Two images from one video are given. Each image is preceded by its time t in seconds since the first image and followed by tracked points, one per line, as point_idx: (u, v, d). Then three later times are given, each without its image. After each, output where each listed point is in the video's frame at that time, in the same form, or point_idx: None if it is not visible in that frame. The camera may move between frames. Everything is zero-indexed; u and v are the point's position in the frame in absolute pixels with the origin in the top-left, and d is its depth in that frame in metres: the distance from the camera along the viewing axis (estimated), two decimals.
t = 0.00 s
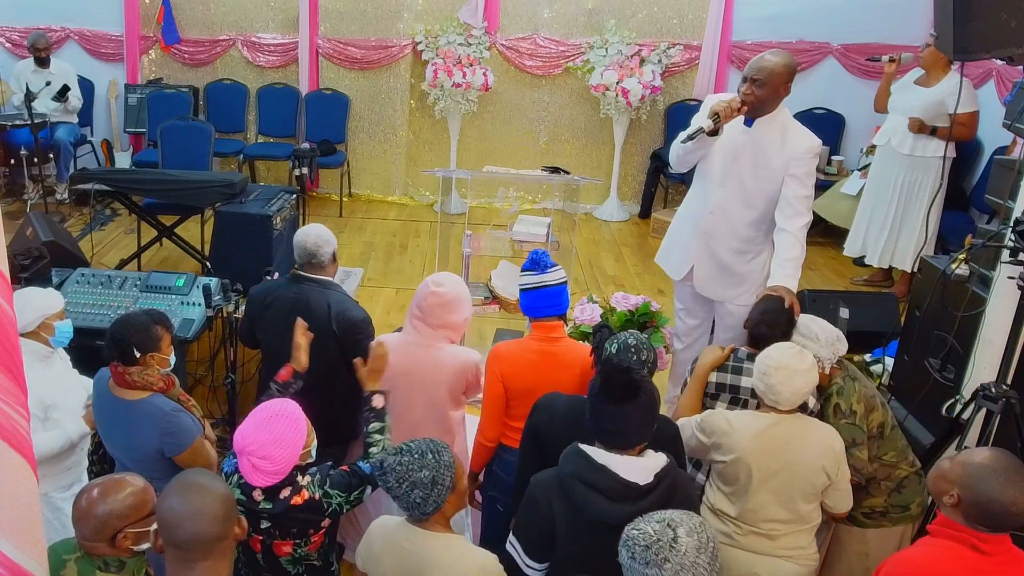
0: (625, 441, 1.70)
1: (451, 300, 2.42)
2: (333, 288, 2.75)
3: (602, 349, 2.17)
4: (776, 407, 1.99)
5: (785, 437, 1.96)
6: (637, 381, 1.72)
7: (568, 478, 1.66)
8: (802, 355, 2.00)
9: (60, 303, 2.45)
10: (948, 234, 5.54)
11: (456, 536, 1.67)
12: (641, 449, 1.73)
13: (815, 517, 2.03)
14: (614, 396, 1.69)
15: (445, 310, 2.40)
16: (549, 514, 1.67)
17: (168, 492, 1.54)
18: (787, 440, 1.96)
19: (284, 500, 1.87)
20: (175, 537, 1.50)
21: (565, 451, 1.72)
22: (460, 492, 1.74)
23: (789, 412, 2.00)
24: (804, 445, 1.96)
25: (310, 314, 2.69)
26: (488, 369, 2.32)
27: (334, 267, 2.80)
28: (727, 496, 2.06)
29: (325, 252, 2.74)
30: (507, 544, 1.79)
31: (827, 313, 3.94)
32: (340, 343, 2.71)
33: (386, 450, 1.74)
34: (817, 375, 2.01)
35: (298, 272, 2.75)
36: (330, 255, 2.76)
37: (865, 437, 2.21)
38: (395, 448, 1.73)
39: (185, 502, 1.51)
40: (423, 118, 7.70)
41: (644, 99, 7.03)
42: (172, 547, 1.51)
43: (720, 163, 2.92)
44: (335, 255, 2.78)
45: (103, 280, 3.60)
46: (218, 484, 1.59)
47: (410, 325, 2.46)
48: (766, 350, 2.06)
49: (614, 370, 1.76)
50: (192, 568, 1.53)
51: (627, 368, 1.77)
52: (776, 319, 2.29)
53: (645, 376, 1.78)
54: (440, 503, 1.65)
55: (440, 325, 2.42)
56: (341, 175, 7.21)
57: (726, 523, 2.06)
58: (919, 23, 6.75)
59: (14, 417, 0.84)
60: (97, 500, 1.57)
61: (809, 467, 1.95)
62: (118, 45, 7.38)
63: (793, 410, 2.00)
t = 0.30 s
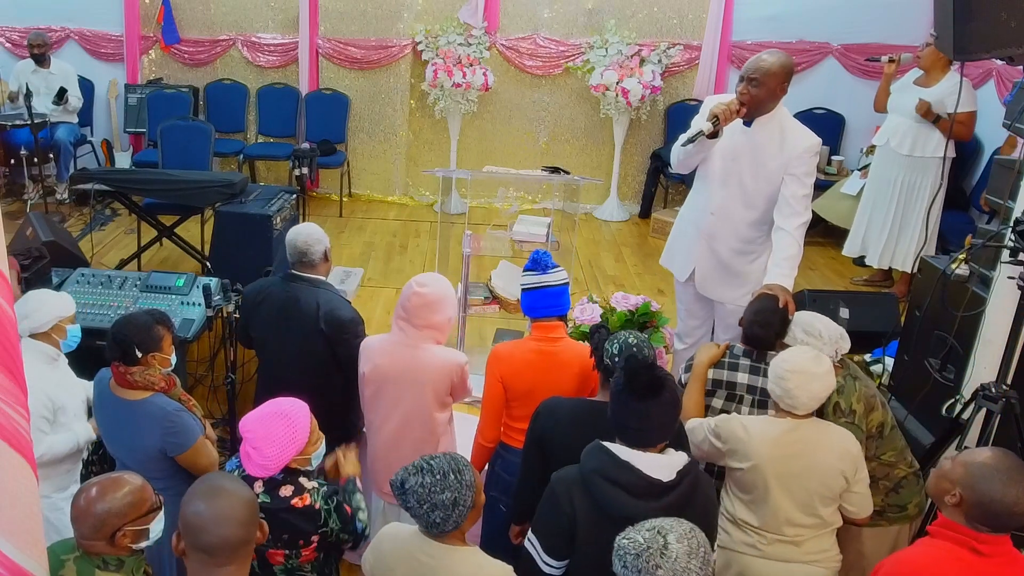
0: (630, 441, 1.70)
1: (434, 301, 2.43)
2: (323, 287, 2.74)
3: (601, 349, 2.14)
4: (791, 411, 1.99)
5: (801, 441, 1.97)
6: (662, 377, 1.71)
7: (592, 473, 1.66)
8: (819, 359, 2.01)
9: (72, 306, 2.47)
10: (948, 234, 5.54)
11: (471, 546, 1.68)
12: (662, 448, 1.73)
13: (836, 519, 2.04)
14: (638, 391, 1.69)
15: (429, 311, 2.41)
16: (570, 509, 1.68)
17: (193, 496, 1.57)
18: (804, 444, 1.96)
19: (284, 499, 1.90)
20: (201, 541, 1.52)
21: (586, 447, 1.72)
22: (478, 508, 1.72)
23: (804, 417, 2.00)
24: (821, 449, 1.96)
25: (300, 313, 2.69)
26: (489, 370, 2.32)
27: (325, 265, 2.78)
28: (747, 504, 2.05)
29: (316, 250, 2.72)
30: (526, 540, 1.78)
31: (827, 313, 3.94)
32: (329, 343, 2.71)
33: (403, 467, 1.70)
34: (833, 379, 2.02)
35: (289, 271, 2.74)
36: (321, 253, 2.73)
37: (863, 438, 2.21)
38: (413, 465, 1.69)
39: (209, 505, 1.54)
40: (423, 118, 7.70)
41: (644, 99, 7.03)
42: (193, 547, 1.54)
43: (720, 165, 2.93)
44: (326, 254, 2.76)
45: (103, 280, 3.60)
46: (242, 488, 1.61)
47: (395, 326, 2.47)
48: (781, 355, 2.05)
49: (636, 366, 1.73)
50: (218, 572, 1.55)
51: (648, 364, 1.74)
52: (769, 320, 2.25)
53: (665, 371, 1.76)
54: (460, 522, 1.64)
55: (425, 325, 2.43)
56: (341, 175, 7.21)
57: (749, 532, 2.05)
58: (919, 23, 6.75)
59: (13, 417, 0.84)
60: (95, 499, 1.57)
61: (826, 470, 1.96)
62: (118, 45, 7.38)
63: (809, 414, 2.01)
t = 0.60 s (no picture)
0: (634, 441, 1.70)
1: (431, 299, 2.43)
2: (314, 285, 2.73)
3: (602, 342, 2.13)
4: (805, 419, 1.99)
5: (818, 448, 1.97)
6: (673, 381, 1.72)
7: (603, 473, 1.66)
8: (833, 365, 2.00)
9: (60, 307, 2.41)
10: (948, 234, 5.54)
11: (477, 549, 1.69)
12: (673, 449, 1.73)
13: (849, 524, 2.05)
14: (649, 393, 1.69)
15: (425, 308, 2.42)
16: (580, 511, 1.68)
17: (200, 493, 1.57)
18: (819, 450, 1.96)
19: (287, 495, 1.91)
20: (209, 537, 1.53)
21: (596, 447, 1.73)
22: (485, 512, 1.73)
23: (818, 423, 2.00)
24: (837, 455, 1.97)
25: (289, 310, 2.70)
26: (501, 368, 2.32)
27: (316, 264, 2.77)
28: (761, 513, 2.04)
29: (306, 248, 2.70)
30: (531, 538, 1.78)
31: (827, 313, 3.94)
32: (317, 339, 2.71)
33: (409, 483, 1.67)
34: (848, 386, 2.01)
35: (281, 270, 2.73)
36: (311, 251, 2.71)
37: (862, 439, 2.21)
38: (421, 480, 1.67)
39: (214, 502, 1.55)
40: (423, 118, 7.70)
41: (644, 99, 7.02)
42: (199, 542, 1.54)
43: (725, 162, 2.93)
44: (316, 252, 2.74)
45: (103, 280, 3.60)
46: (249, 484, 1.61)
47: (393, 324, 2.47)
48: (795, 360, 2.05)
49: (647, 367, 1.73)
50: (224, 567, 1.55)
51: (661, 366, 1.74)
52: (766, 317, 2.27)
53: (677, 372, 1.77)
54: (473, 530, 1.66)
55: (422, 324, 2.43)
56: (341, 175, 7.21)
57: (765, 543, 2.04)
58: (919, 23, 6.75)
59: (14, 417, 0.84)
60: (94, 498, 1.57)
61: (842, 477, 1.96)
62: (118, 45, 7.38)
63: (822, 420, 2.00)
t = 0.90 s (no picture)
0: (626, 441, 1.70)
1: (442, 300, 2.41)
2: (306, 283, 2.73)
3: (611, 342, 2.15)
4: (807, 420, 1.99)
5: (821, 449, 1.97)
6: (666, 382, 1.71)
7: (595, 474, 1.65)
8: (836, 368, 2.01)
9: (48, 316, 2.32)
10: (948, 234, 5.54)
11: (468, 545, 1.69)
12: (664, 448, 1.73)
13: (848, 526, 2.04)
14: (642, 393, 1.68)
15: (436, 310, 2.41)
16: (571, 511, 1.68)
17: (188, 491, 1.57)
18: (821, 452, 1.96)
19: (278, 487, 1.93)
20: (196, 534, 1.52)
21: (585, 448, 1.72)
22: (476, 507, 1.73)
23: (819, 424, 2.00)
24: (838, 457, 1.96)
25: (280, 309, 2.69)
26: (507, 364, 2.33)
27: (309, 263, 2.77)
28: (761, 514, 2.04)
29: (299, 247, 2.71)
30: (523, 539, 1.79)
31: (828, 313, 3.94)
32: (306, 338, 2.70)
33: (400, 481, 1.67)
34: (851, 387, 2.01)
35: (275, 269, 2.74)
36: (304, 250, 2.72)
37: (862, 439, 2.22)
38: (411, 477, 1.67)
39: (203, 499, 1.55)
40: (423, 118, 7.70)
41: (644, 99, 7.03)
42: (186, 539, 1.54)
43: (723, 168, 2.91)
44: (310, 250, 2.74)
45: (103, 280, 3.60)
46: (237, 482, 1.62)
47: (404, 325, 2.47)
48: (797, 361, 2.04)
49: (641, 371, 1.72)
50: (211, 565, 1.55)
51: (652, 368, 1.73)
52: (766, 317, 2.27)
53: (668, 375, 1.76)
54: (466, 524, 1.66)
55: (433, 325, 2.42)
56: (341, 175, 7.21)
57: (765, 545, 2.04)
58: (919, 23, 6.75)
59: (14, 417, 0.84)
60: (96, 496, 1.58)
61: (843, 478, 1.96)
62: (118, 45, 7.38)
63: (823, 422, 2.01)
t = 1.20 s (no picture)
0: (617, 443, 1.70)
1: (460, 304, 2.40)
2: (301, 282, 2.73)
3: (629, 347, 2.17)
4: (794, 414, 1.99)
5: (808, 442, 1.97)
6: (633, 391, 1.71)
7: (564, 479, 1.66)
8: (824, 363, 2.01)
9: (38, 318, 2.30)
10: (948, 234, 5.53)
11: (451, 536, 1.70)
12: (636, 453, 1.72)
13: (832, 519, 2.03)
14: (610, 404, 1.68)
15: (454, 314, 2.40)
16: (543, 516, 1.69)
17: (169, 486, 1.57)
18: (809, 446, 1.96)
19: (250, 479, 1.95)
20: (174, 529, 1.52)
21: (559, 452, 1.73)
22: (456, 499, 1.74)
23: (807, 418, 2.00)
24: (826, 451, 1.96)
25: (274, 307, 2.69)
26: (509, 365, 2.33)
27: (305, 262, 2.77)
28: (747, 506, 2.04)
29: (295, 246, 2.71)
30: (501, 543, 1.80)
31: (828, 313, 3.94)
32: (300, 337, 2.70)
33: (379, 476, 1.68)
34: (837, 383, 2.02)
35: (271, 268, 2.74)
36: (299, 248, 2.72)
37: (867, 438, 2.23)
38: (390, 470, 1.68)
39: (184, 493, 1.55)
40: (423, 118, 7.70)
41: (644, 99, 7.03)
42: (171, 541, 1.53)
43: (722, 169, 2.91)
44: (306, 249, 2.74)
45: (103, 280, 3.60)
46: (217, 478, 1.62)
47: (419, 328, 2.47)
48: (784, 356, 2.05)
49: (608, 382, 1.73)
50: (190, 560, 1.54)
51: (619, 378, 1.74)
52: (770, 319, 2.25)
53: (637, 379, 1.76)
54: (448, 511, 1.68)
55: (450, 329, 2.42)
56: (341, 175, 7.20)
57: (748, 536, 2.05)
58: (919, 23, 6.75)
59: (14, 417, 0.85)
60: (97, 496, 1.58)
61: (828, 473, 1.95)
62: (118, 45, 7.38)
63: (811, 416, 2.01)
